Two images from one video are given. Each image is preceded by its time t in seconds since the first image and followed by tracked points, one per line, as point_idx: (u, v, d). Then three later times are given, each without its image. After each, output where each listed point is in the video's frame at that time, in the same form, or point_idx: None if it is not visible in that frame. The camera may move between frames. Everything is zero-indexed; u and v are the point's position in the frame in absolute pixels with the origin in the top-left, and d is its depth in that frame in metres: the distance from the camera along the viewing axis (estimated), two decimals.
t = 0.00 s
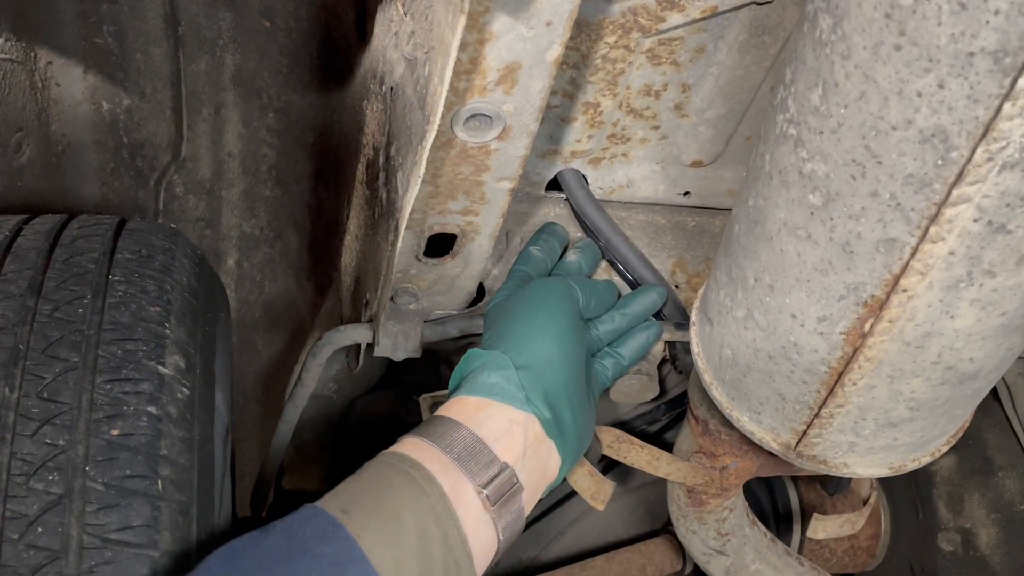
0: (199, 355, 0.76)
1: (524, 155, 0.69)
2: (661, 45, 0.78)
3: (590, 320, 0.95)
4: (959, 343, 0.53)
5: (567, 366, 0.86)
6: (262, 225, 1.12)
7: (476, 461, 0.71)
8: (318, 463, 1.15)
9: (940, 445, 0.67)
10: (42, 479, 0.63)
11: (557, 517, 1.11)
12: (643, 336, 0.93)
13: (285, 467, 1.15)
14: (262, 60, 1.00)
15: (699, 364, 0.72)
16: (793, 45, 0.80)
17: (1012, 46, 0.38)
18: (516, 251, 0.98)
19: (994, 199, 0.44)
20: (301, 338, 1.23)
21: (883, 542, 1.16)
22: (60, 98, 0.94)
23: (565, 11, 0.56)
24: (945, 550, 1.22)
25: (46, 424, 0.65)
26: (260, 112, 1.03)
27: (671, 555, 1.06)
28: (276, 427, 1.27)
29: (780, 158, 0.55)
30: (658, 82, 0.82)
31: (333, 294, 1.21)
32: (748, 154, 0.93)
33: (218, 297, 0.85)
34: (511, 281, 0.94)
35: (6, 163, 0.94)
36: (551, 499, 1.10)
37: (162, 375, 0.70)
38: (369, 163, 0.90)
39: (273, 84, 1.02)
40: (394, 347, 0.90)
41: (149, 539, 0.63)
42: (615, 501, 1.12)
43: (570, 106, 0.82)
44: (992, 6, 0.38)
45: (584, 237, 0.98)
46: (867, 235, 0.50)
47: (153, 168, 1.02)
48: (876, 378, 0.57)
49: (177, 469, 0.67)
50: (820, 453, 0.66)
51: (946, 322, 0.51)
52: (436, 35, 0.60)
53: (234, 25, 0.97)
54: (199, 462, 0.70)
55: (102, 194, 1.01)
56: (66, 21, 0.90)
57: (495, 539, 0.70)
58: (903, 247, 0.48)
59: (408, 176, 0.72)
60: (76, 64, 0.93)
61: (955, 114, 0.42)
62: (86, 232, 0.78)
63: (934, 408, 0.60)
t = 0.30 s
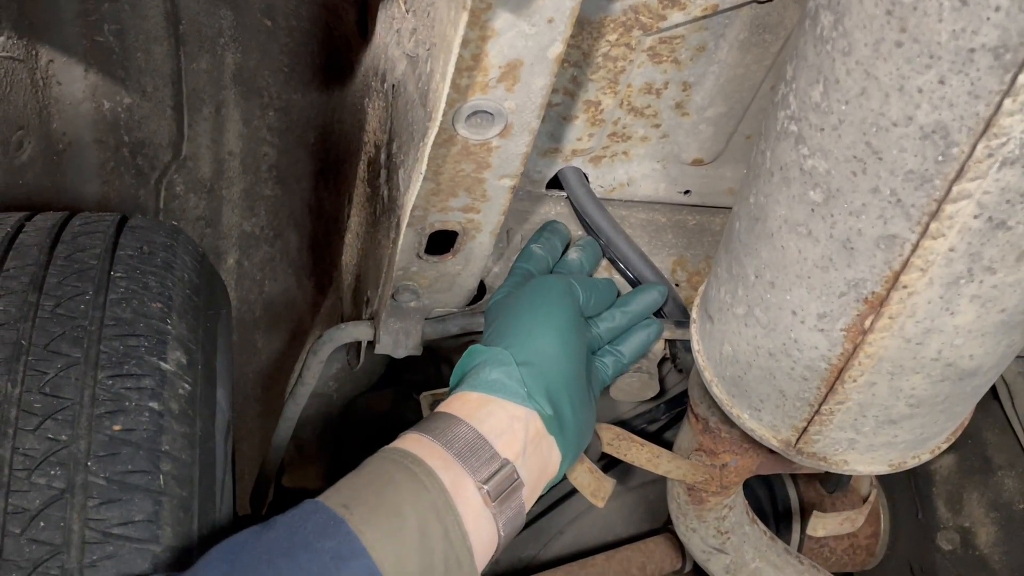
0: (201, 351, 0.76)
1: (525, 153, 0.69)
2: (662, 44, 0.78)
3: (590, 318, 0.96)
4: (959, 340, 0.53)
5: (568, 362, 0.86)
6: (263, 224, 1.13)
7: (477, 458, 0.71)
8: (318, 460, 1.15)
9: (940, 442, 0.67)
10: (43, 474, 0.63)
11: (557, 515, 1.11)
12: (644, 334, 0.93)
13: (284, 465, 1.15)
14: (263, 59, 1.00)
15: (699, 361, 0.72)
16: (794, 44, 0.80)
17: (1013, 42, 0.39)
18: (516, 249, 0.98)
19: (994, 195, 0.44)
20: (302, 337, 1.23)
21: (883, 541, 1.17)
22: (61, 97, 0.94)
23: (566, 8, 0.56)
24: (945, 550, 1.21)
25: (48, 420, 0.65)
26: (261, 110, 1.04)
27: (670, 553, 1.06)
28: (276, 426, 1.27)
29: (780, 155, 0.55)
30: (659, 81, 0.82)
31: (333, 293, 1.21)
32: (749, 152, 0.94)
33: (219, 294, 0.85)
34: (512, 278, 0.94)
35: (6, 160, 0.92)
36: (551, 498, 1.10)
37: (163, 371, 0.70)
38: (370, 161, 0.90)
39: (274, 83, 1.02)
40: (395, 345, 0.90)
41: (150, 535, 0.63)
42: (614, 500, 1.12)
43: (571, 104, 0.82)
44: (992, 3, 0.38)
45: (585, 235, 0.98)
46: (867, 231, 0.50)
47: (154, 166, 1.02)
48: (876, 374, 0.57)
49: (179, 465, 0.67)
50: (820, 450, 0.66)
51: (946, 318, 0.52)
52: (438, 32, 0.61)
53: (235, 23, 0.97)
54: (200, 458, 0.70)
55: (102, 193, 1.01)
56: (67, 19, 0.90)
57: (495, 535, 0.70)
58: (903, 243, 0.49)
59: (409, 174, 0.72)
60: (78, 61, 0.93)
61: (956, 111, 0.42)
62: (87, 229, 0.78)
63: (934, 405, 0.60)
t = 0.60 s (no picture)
0: (201, 350, 0.76)
1: (525, 153, 0.69)
2: (662, 45, 0.78)
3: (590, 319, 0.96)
4: (956, 341, 0.54)
5: (569, 363, 0.87)
6: (263, 224, 1.13)
7: (476, 458, 0.71)
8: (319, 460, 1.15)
9: (939, 443, 0.67)
10: (44, 473, 0.63)
11: (555, 516, 1.11)
12: (643, 336, 0.93)
13: (284, 466, 1.15)
14: (263, 59, 1.00)
15: (698, 362, 0.73)
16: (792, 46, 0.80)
17: (1011, 44, 0.39)
18: (516, 249, 0.98)
19: (992, 196, 0.44)
20: (301, 337, 1.24)
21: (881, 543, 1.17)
22: (62, 97, 0.94)
23: (567, 9, 0.56)
24: (944, 551, 1.22)
25: (49, 418, 0.65)
26: (261, 111, 1.04)
27: (669, 554, 1.06)
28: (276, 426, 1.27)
29: (780, 156, 0.55)
30: (659, 82, 0.82)
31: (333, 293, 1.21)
32: (748, 154, 0.94)
33: (219, 294, 0.85)
34: (513, 278, 0.94)
35: (7, 160, 0.93)
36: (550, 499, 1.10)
37: (163, 370, 0.70)
38: (371, 161, 0.90)
39: (274, 83, 1.02)
40: (394, 345, 0.90)
41: (150, 533, 0.63)
42: (613, 501, 1.12)
43: (570, 105, 0.82)
44: (990, 4, 0.38)
45: (584, 236, 0.99)
46: (866, 232, 0.50)
47: (154, 166, 1.02)
48: (875, 375, 0.57)
49: (179, 464, 0.67)
50: (819, 451, 0.67)
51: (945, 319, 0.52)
52: (438, 33, 0.61)
53: (235, 24, 0.97)
54: (200, 457, 0.70)
55: (102, 193, 1.02)
56: (67, 19, 0.90)
57: (495, 535, 0.70)
58: (902, 244, 0.49)
59: (409, 174, 0.72)
60: (79, 62, 0.93)
61: (954, 112, 0.42)
62: (88, 228, 0.78)
63: (932, 406, 0.60)
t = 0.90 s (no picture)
0: (203, 350, 0.76)
1: (526, 155, 0.69)
2: (663, 48, 0.78)
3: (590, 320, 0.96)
4: (955, 343, 0.54)
5: (570, 364, 0.87)
6: (264, 225, 1.13)
7: (478, 458, 0.72)
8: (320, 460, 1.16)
9: (937, 445, 0.68)
10: (46, 471, 0.64)
11: (555, 518, 1.11)
12: (643, 337, 0.93)
13: (284, 466, 1.15)
14: (265, 61, 1.01)
15: (698, 364, 0.73)
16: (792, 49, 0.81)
17: (1009, 48, 0.39)
18: (516, 251, 0.98)
19: (991, 199, 0.44)
20: (302, 338, 1.24)
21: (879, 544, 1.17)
22: (64, 98, 0.94)
23: (568, 12, 0.56)
24: (942, 553, 1.22)
25: (51, 417, 0.65)
26: (263, 113, 1.04)
27: (668, 555, 1.06)
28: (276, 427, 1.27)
29: (780, 159, 0.55)
30: (659, 85, 0.82)
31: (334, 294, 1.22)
32: (749, 156, 0.94)
33: (221, 294, 0.85)
34: (514, 278, 0.95)
35: (8, 159, 0.94)
36: (549, 500, 1.11)
37: (165, 370, 0.70)
38: (373, 163, 0.90)
39: (276, 84, 1.03)
40: (395, 347, 0.90)
41: (152, 532, 0.63)
42: (613, 503, 1.12)
43: (571, 107, 0.83)
44: (989, 9, 0.39)
45: (585, 238, 0.99)
46: (866, 235, 0.50)
47: (155, 168, 1.03)
48: (874, 377, 0.57)
49: (181, 463, 0.67)
50: (818, 452, 0.67)
51: (943, 321, 0.52)
52: (441, 35, 0.61)
53: (238, 26, 0.98)
54: (202, 456, 0.71)
55: (104, 194, 1.02)
56: (70, 20, 0.91)
57: (495, 535, 0.71)
58: (901, 247, 0.49)
59: (411, 176, 0.72)
60: (80, 62, 0.93)
61: (953, 115, 0.43)
62: (91, 229, 0.78)
63: (930, 408, 0.61)
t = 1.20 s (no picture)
0: (205, 352, 0.77)
1: (527, 159, 0.70)
2: (662, 53, 0.79)
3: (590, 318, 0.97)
4: (952, 346, 0.54)
5: (573, 359, 0.87)
6: (264, 227, 1.14)
7: (479, 454, 0.72)
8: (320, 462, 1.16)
9: (934, 448, 0.68)
10: (49, 472, 0.64)
11: (554, 520, 1.11)
12: (641, 336, 0.94)
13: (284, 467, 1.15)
14: (266, 63, 1.02)
15: (697, 367, 0.73)
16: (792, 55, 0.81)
17: (1005, 54, 0.39)
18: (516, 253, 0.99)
19: (987, 204, 0.45)
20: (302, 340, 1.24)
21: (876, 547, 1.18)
22: (66, 99, 0.94)
23: (569, 17, 0.57)
24: (939, 555, 1.23)
25: (54, 418, 0.66)
26: (263, 115, 1.05)
27: (666, 558, 1.07)
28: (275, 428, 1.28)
29: (779, 163, 0.56)
30: (659, 89, 0.83)
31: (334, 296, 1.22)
32: (748, 160, 0.94)
33: (222, 296, 0.86)
34: (512, 277, 0.95)
35: (11, 162, 0.92)
36: (548, 503, 1.11)
37: (167, 372, 0.71)
38: (374, 166, 0.91)
39: (277, 87, 1.04)
40: (396, 349, 0.91)
41: (154, 532, 0.64)
42: (612, 505, 1.12)
43: (572, 111, 0.83)
44: (985, 16, 0.39)
45: (579, 238, 0.99)
46: (863, 238, 0.51)
47: (156, 170, 1.03)
48: (871, 380, 0.58)
49: (183, 464, 0.68)
50: (816, 455, 0.67)
51: (941, 325, 0.53)
52: (443, 39, 0.61)
53: (239, 28, 0.99)
54: (203, 457, 0.71)
55: (104, 195, 1.01)
56: (72, 22, 0.90)
57: (497, 530, 0.71)
58: (898, 251, 0.50)
59: (413, 179, 0.73)
60: (82, 65, 0.93)
61: (950, 121, 0.43)
62: (93, 230, 0.79)
63: (927, 411, 0.61)
